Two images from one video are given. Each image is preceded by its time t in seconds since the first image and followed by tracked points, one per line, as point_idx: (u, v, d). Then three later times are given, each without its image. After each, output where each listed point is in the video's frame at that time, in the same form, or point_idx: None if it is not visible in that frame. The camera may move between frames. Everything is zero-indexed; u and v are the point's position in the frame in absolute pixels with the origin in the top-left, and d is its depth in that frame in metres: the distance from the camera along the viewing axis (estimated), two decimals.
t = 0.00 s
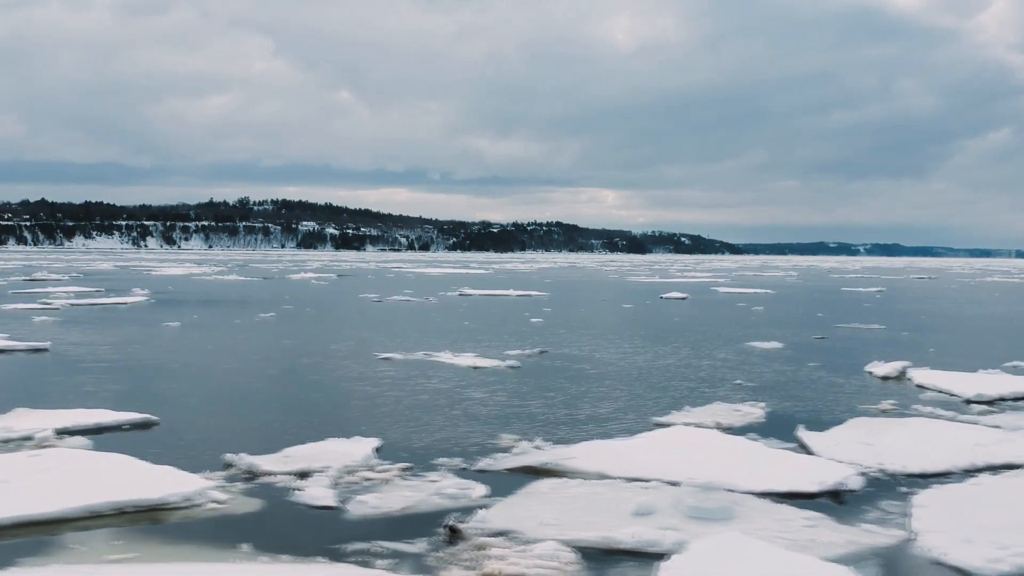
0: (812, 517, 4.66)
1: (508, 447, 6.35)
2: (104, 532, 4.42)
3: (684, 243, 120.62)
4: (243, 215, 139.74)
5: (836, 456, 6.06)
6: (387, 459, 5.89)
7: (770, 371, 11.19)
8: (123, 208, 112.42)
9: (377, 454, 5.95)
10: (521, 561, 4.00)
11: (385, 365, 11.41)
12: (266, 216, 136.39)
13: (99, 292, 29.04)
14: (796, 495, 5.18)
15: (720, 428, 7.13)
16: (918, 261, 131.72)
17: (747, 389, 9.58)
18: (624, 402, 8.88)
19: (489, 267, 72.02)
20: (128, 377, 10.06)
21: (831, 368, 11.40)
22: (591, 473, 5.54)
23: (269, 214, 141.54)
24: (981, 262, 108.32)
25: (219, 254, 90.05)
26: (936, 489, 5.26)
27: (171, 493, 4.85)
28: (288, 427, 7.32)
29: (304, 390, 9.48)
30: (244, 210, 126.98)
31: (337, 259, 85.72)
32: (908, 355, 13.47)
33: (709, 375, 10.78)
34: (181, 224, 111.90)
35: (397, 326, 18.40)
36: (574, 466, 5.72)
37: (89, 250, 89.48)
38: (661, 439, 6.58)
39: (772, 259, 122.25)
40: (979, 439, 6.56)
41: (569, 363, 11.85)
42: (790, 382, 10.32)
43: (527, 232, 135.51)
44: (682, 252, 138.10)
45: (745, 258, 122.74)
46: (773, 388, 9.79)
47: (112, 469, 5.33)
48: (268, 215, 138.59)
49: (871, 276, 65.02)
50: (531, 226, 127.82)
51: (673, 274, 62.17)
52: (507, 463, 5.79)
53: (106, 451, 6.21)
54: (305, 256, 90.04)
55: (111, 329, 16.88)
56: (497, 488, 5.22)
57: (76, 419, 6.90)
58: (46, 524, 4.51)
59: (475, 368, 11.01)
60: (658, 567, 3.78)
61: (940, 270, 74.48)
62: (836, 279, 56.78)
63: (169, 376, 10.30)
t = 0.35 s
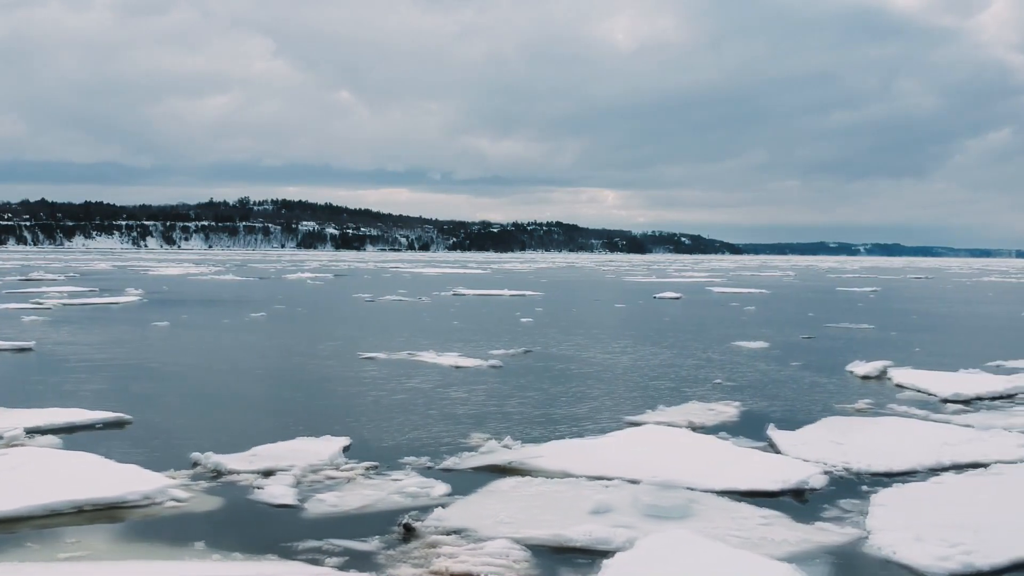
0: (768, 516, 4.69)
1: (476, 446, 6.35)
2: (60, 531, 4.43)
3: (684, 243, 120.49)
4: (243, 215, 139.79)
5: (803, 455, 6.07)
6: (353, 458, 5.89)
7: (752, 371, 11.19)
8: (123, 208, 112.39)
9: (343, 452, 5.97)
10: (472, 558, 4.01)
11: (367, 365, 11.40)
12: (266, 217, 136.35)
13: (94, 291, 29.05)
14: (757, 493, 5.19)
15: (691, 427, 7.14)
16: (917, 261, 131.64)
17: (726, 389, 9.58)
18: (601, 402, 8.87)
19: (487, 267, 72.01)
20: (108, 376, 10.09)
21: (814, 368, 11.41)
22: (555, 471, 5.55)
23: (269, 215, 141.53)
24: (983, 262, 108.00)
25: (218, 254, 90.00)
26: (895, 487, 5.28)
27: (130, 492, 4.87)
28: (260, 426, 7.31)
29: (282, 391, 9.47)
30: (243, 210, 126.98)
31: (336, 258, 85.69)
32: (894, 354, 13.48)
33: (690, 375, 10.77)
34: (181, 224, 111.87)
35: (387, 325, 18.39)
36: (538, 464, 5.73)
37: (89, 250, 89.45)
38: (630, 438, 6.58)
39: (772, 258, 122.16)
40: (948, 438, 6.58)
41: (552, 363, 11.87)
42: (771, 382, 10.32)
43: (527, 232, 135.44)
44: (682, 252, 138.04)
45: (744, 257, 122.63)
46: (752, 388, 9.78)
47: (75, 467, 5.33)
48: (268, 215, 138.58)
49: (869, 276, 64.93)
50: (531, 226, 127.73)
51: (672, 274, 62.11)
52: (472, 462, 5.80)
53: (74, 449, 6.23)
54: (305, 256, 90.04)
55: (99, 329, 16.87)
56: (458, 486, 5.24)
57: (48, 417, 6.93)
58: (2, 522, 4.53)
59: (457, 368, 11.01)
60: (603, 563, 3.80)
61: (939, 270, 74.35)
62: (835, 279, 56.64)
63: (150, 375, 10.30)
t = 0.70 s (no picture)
0: (724, 516, 4.70)
1: (444, 446, 6.36)
2: (16, 529, 4.44)
3: (685, 243, 120.27)
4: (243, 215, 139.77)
5: (769, 454, 6.09)
6: (319, 458, 5.90)
7: (733, 371, 11.18)
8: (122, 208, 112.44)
9: (310, 451, 5.98)
10: (422, 557, 4.02)
11: (350, 364, 11.41)
12: (265, 217, 136.33)
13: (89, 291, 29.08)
14: (718, 492, 5.21)
15: (663, 427, 7.15)
16: (917, 261, 131.53)
17: (705, 389, 9.59)
18: (579, 401, 8.88)
19: (485, 267, 71.97)
20: (89, 376, 10.11)
21: (796, 368, 11.42)
22: (519, 471, 5.57)
23: (269, 215, 141.48)
24: (983, 262, 107.86)
25: (218, 254, 90.00)
26: (856, 487, 5.30)
27: (90, 491, 4.88)
28: (233, 425, 7.32)
29: (262, 390, 9.46)
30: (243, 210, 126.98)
31: (334, 258, 85.63)
32: (879, 353, 13.50)
33: (672, 375, 10.76)
34: (181, 224, 111.84)
35: (375, 326, 18.35)
36: (504, 463, 5.74)
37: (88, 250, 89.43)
38: (598, 437, 6.59)
39: (771, 258, 122.02)
40: (916, 438, 6.60)
41: (535, 362, 11.89)
42: (751, 381, 10.32)
43: (526, 232, 135.40)
44: (681, 252, 138.02)
45: (743, 257, 122.53)
46: (732, 388, 9.79)
47: (38, 465, 5.35)
48: (268, 214, 138.81)
49: (867, 276, 64.82)
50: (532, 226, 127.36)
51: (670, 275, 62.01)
52: (438, 461, 5.82)
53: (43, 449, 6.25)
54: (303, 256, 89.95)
55: (87, 329, 16.86)
56: (421, 485, 5.25)
57: (21, 417, 6.96)
58: None
59: (438, 368, 11.02)
60: (548, 562, 3.83)
61: (938, 270, 74.23)
62: (834, 279, 56.47)
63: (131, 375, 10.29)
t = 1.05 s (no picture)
0: (680, 515, 4.72)
1: (411, 445, 6.36)
2: None
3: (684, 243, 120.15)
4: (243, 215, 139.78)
5: (735, 454, 6.11)
6: (285, 458, 5.91)
7: (715, 371, 11.18)
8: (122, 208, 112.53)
9: (278, 450, 6.01)
10: (373, 556, 4.04)
11: (333, 364, 11.42)
12: (266, 216, 136.34)
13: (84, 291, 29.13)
14: (679, 491, 5.22)
15: (634, 427, 7.16)
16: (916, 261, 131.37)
17: (683, 389, 9.60)
18: (555, 401, 8.89)
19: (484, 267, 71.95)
20: (71, 376, 10.14)
21: (778, 367, 11.43)
22: (482, 471, 5.58)
23: (269, 215, 141.44)
24: (986, 261, 107.15)
25: (217, 253, 90.03)
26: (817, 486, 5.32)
27: (51, 491, 4.90)
28: (206, 425, 7.33)
29: (241, 389, 9.48)
30: (243, 209, 127.00)
31: (333, 258, 85.61)
32: (864, 353, 13.49)
33: (654, 375, 10.77)
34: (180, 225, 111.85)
35: (365, 326, 18.36)
36: (468, 463, 5.76)
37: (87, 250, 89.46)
38: (568, 436, 6.59)
39: (771, 258, 121.86)
40: (885, 437, 6.62)
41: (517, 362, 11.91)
42: (732, 382, 10.33)
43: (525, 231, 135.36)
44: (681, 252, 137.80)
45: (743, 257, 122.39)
46: (711, 388, 9.80)
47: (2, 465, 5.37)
48: (267, 214, 138.84)
49: (866, 275, 64.71)
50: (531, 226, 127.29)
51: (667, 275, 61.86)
52: (404, 461, 5.83)
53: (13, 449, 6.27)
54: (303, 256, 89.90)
55: (76, 328, 16.88)
56: (382, 486, 5.27)
57: None
58: None
59: (420, 368, 11.03)
60: (493, 561, 3.84)
61: (937, 270, 74.03)
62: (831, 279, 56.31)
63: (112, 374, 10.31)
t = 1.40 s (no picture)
0: (637, 514, 4.74)
1: (380, 445, 6.38)
2: None
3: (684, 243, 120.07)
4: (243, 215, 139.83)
5: (703, 453, 6.13)
6: (253, 457, 5.93)
7: (697, 371, 11.20)
8: (124, 208, 112.59)
9: (246, 450, 6.03)
10: (324, 555, 4.06)
11: (316, 364, 11.45)
12: (266, 216, 136.43)
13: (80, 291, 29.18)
14: (642, 491, 5.24)
15: (606, 427, 7.18)
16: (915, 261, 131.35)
17: (662, 389, 9.63)
18: (532, 401, 8.90)
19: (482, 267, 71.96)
20: (53, 377, 10.16)
21: (761, 367, 11.45)
22: (447, 471, 5.59)
23: (268, 215, 141.50)
24: (985, 262, 107.05)
25: (216, 253, 90.08)
26: (779, 486, 5.33)
27: (12, 491, 4.92)
28: (179, 425, 7.35)
29: (221, 388, 9.50)
30: (243, 209, 127.07)
31: (332, 258, 85.62)
32: (850, 353, 13.50)
33: (634, 375, 10.79)
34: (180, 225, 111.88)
35: (354, 326, 18.37)
36: (435, 463, 5.78)
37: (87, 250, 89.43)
38: (538, 435, 6.61)
39: (770, 258, 121.85)
40: (855, 437, 6.63)
41: (501, 362, 11.94)
42: (713, 382, 10.35)
43: (524, 231, 135.36)
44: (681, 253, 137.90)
45: (742, 258, 122.40)
46: (690, 388, 9.83)
47: None
48: (267, 214, 139.04)
49: (864, 275, 64.61)
50: (530, 226, 127.26)
51: (664, 275, 61.76)
52: (370, 461, 5.85)
53: None
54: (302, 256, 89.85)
55: (65, 329, 16.89)
56: (345, 487, 5.28)
57: None
58: None
59: (402, 368, 11.06)
60: (442, 559, 3.85)
61: (936, 270, 73.96)
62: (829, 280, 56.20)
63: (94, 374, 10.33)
